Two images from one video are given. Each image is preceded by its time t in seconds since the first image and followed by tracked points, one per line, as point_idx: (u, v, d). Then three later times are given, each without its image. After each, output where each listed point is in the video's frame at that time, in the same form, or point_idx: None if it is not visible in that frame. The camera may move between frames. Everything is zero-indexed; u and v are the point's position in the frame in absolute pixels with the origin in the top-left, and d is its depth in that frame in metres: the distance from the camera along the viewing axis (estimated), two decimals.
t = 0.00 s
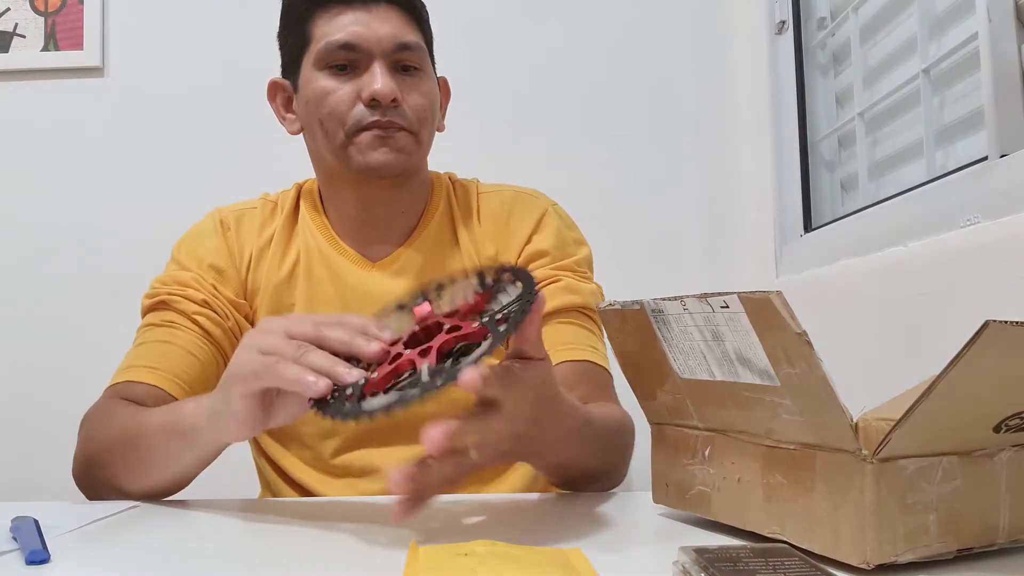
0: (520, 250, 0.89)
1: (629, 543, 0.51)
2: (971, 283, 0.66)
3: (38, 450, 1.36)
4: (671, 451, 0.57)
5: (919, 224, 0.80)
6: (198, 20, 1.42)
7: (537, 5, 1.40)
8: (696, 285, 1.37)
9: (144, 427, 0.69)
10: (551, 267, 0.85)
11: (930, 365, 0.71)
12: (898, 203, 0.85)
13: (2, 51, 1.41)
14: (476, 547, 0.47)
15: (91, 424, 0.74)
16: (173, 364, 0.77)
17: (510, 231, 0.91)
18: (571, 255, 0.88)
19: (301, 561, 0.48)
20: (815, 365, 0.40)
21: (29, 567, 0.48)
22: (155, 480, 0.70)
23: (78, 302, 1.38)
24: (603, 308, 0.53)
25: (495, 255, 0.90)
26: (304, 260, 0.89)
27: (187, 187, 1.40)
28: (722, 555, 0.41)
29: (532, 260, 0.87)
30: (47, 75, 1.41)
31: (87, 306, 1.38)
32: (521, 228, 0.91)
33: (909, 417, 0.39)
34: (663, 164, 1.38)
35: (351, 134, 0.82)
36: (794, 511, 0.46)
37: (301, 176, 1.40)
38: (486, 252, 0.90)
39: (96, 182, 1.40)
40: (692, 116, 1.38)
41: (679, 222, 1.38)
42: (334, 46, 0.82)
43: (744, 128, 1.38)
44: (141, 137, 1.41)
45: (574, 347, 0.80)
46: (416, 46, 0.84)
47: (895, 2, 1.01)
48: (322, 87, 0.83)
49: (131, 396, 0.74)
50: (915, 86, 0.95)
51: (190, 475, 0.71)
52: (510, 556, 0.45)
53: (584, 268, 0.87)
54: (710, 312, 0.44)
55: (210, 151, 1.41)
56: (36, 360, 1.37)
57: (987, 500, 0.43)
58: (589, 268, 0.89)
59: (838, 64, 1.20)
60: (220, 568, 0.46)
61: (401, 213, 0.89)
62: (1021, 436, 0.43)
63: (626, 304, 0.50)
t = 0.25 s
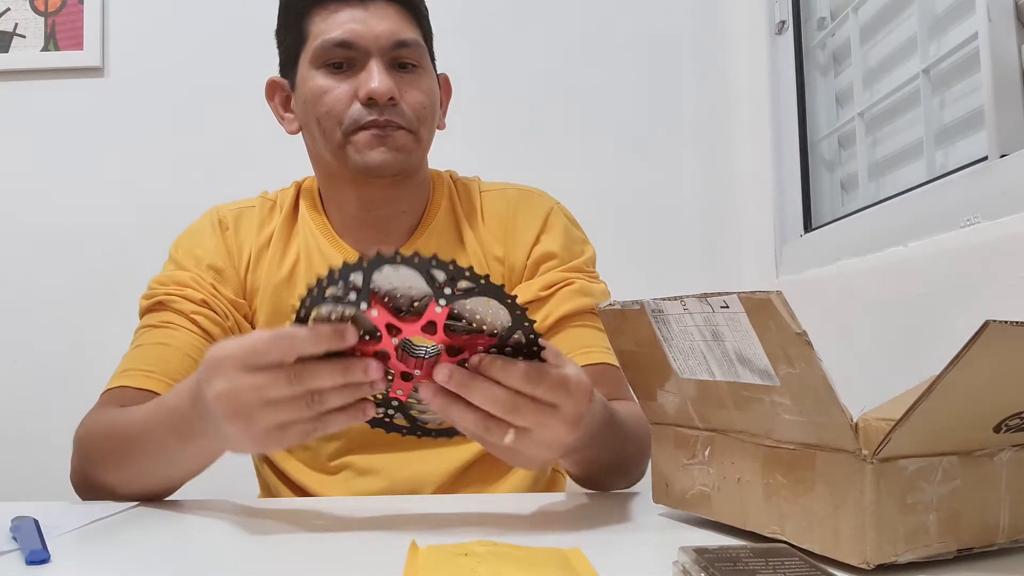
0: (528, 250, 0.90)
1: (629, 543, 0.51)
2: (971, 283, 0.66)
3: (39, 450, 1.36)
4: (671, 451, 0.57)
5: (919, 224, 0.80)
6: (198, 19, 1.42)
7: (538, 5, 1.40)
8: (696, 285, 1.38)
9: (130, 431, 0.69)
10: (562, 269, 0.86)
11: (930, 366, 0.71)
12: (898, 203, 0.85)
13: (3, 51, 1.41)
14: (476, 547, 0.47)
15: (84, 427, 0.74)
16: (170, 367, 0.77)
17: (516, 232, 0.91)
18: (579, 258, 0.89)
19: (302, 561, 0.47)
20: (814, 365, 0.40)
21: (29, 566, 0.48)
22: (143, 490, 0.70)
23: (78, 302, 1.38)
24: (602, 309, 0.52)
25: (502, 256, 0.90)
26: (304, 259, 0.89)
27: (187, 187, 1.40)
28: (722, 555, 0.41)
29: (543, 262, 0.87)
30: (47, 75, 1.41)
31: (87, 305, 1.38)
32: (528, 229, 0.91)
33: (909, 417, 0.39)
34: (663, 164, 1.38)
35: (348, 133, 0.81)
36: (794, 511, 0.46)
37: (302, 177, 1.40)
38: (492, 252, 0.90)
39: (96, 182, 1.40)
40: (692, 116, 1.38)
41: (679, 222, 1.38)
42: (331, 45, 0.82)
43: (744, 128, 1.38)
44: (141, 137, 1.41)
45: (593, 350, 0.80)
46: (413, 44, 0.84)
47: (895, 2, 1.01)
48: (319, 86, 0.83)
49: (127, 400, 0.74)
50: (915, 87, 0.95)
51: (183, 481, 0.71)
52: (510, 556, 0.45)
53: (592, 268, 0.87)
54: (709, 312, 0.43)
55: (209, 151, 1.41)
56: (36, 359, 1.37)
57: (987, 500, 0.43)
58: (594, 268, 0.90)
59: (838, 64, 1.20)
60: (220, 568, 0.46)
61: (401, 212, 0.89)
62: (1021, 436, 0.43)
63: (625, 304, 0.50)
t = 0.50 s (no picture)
0: (536, 254, 0.90)
1: (629, 543, 0.51)
2: (971, 283, 0.66)
3: (39, 450, 1.36)
4: (670, 451, 0.57)
5: (919, 224, 0.80)
6: (199, 19, 1.42)
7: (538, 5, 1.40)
8: (696, 285, 1.38)
9: (123, 443, 0.67)
10: (570, 273, 0.87)
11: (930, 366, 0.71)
12: (898, 203, 0.85)
13: (3, 51, 1.41)
14: (476, 547, 0.47)
15: (82, 427, 0.74)
16: (169, 367, 0.77)
17: (521, 233, 0.91)
18: (583, 259, 0.90)
19: (302, 562, 0.48)
20: (814, 365, 0.40)
21: (29, 567, 0.48)
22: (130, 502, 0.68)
23: (79, 302, 1.38)
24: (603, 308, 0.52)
25: (508, 258, 0.90)
26: (303, 259, 0.88)
27: (188, 187, 1.40)
28: (722, 555, 0.41)
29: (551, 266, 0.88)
30: (47, 75, 1.41)
31: (87, 305, 1.38)
32: (533, 231, 0.91)
33: (909, 417, 0.39)
34: (663, 164, 1.38)
35: (345, 139, 0.81)
36: (795, 512, 0.46)
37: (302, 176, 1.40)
38: (497, 253, 0.90)
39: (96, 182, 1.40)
40: (692, 116, 1.38)
41: (679, 222, 1.38)
42: (326, 49, 0.81)
43: (744, 128, 1.38)
44: (142, 137, 1.41)
45: (605, 360, 0.82)
46: (409, 45, 0.83)
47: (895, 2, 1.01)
48: (315, 89, 0.82)
49: (126, 397, 0.74)
50: (915, 87, 0.95)
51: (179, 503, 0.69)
52: (510, 556, 0.45)
53: (599, 270, 0.89)
54: (710, 313, 0.43)
55: (209, 152, 1.41)
56: (36, 359, 1.37)
57: (987, 500, 0.43)
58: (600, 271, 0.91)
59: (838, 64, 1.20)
60: (220, 569, 0.46)
61: (401, 212, 0.89)
62: (1021, 436, 0.43)
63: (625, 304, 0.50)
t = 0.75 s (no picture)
0: (545, 261, 0.90)
1: (629, 543, 0.51)
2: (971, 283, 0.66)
3: (39, 449, 1.36)
4: (670, 451, 0.57)
5: (918, 224, 0.80)
6: (198, 19, 1.42)
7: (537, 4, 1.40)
8: (696, 285, 1.38)
9: (127, 443, 0.67)
10: (581, 282, 0.88)
11: (930, 365, 0.71)
12: (898, 203, 0.85)
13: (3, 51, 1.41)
14: (476, 547, 0.47)
15: (82, 425, 0.74)
16: (169, 367, 0.77)
17: (529, 238, 0.91)
18: (591, 267, 0.91)
19: (301, 562, 0.48)
20: (813, 364, 0.40)
21: (29, 567, 0.48)
22: (127, 503, 0.67)
23: (79, 302, 1.38)
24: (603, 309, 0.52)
25: (516, 262, 0.90)
26: (305, 258, 0.88)
27: (188, 187, 1.40)
28: (722, 555, 0.41)
29: (561, 272, 0.88)
30: (47, 75, 1.41)
31: (87, 305, 1.38)
32: (541, 237, 0.91)
33: (909, 417, 0.39)
34: (663, 164, 1.38)
35: (344, 142, 0.80)
36: (795, 512, 0.46)
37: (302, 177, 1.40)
38: (504, 256, 0.90)
39: (95, 182, 1.40)
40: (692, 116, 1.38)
41: (679, 223, 1.38)
42: (323, 52, 0.81)
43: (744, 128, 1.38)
44: (141, 137, 1.41)
45: (610, 371, 0.84)
46: (407, 47, 0.82)
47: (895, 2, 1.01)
48: (313, 93, 0.82)
49: (126, 397, 0.74)
50: (915, 87, 0.95)
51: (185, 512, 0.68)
52: (510, 556, 0.45)
53: (606, 279, 0.90)
54: (710, 312, 0.43)
55: (209, 151, 1.41)
56: (36, 359, 1.37)
57: (987, 500, 0.43)
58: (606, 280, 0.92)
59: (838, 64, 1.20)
60: (220, 569, 0.46)
61: (404, 213, 0.89)
62: (1021, 436, 0.43)
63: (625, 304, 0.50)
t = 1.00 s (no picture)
0: (550, 263, 0.90)
1: (629, 543, 0.51)
2: (971, 284, 0.66)
3: (39, 449, 1.36)
4: (669, 451, 0.57)
5: (919, 224, 0.80)
6: (198, 20, 1.42)
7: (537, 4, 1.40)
8: (697, 285, 1.38)
9: (128, 443, 0.67)
10: (584, 283, 0.88)
11: (930, 365, 0.71)
12: (898, 203, 0.85)
13: (2, 51, 1.41)
14: (476, 547, 0.47)
15: (83, 425, 0.74)
16: (170, 368, 0.77)
17: (533, 239, 0.91)
18: (595, 270, 0.91)
19: (302, 562, 0.48)
20: (813, 364, 0.40)
21: (29, 567, 0.48)
22: (127, 503, 0.67)
23: (78, 301, 1.38)
24: (604, 310, 0.52)
25: (520, 263, 0.91)
26: (306, 257, 0.88)
27: (188, 186, 1.40)
28: (721, 555, 0.41)
29: (563, 275, 0.89)
30: (46, 75, 1.41)
31: (87, 304, 1.38)
32: (546, 238, 0.91)
33: (909, 417, 0.39)
34: (663, 164, 1.38)
35: (343, 143, 0.80)
36: (795, 513, 0.46)
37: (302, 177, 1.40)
38: (508, 256, 0.90)
39: (95, 181, 1.40)
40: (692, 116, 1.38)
41: (679, 222, 1.38)
42: (321, 54, 0.80)
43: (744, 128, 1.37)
44: (141, 136, 1.41)
45: (612, 373, 0.84)
46: (405, 46, 0.81)
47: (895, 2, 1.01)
48: (311, 95, 0.82)
49: (126, 397, 0.74)
50: (915, 87, 0.95)
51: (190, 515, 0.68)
52: (510, 556, 0.45)
53: (610, 281, 0.90)
54: (710, 313, 0.43)
55: (209, 151, 1.41)
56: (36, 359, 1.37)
57: (987, 500, 0.43)
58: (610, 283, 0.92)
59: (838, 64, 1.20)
60: (220, 569, 0.46)
61: (405, 212, 0.89)
62: (1021, 436, 0.43)
63: (625, 305, 0.50)
